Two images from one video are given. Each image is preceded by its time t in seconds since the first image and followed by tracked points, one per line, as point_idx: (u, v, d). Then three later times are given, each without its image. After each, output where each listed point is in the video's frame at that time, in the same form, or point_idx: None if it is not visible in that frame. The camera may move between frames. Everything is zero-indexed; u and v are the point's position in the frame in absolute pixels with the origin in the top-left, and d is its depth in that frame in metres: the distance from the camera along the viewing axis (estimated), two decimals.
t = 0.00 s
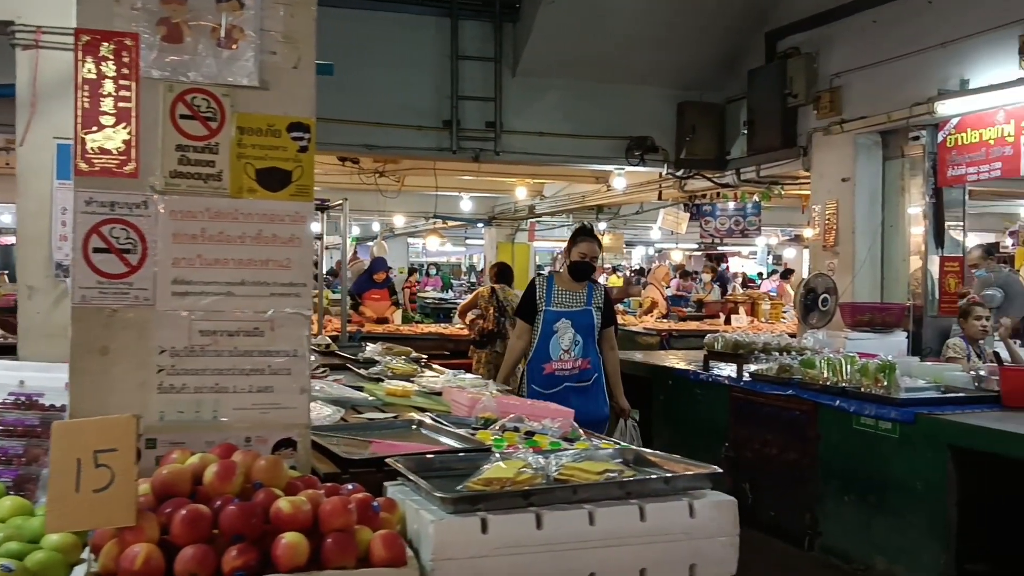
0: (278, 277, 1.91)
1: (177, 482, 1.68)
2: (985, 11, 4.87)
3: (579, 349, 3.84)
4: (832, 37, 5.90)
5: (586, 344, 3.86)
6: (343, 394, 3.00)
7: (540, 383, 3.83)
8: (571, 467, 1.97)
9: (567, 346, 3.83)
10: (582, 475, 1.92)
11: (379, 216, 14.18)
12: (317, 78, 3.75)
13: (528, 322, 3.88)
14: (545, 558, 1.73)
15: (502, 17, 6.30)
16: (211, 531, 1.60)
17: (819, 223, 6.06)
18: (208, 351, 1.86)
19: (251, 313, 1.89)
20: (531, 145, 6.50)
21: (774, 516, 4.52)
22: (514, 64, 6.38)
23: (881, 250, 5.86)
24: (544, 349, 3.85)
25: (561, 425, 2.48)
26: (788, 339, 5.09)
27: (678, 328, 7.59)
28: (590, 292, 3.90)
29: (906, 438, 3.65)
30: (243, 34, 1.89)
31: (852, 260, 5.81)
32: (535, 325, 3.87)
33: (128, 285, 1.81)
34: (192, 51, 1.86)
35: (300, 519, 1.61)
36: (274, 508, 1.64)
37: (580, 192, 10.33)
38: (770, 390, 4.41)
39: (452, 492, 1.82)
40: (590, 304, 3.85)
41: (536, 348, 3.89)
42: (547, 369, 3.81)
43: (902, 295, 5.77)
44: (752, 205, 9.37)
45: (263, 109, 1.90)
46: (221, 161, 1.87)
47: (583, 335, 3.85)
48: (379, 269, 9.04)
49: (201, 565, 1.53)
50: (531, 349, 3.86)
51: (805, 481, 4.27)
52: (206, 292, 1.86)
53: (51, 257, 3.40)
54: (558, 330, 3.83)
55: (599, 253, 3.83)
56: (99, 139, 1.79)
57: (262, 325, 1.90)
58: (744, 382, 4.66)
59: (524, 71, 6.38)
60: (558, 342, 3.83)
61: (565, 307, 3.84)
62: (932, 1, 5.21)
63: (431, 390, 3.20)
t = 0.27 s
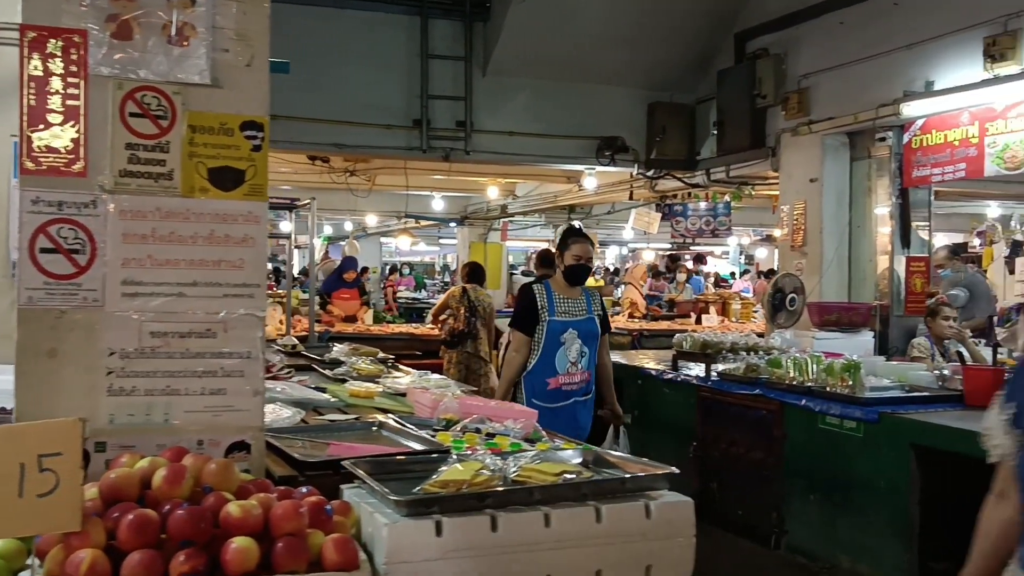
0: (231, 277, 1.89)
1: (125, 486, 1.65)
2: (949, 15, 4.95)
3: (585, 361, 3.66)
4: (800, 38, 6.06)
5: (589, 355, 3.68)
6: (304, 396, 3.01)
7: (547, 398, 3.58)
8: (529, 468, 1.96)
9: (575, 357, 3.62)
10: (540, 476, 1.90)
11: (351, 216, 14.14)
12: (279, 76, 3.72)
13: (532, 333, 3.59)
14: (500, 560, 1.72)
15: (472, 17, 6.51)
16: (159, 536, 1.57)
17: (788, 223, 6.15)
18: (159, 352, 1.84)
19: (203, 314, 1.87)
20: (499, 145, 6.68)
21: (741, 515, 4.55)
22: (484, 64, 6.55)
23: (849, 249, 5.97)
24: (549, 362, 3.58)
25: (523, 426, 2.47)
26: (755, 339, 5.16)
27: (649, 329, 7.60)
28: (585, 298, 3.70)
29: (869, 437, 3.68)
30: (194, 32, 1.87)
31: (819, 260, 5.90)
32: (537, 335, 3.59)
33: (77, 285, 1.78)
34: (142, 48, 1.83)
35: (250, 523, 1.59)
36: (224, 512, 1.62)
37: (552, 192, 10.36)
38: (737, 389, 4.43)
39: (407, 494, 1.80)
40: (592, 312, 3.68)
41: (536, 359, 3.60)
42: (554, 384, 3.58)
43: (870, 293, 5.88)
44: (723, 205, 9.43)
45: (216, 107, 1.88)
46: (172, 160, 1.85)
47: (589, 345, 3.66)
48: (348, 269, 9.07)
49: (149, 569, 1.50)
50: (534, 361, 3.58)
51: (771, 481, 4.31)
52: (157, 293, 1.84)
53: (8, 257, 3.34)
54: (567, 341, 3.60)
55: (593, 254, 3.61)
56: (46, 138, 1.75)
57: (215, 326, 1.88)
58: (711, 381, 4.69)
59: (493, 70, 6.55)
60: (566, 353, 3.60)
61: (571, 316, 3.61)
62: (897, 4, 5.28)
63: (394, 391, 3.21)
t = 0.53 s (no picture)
0: (190, 277, 1.88)
1: (81, 487, 1.64)
2: (910, 18, 5.04)
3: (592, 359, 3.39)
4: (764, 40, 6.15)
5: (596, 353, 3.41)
6: (268, 395, 3.00)
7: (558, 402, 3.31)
8: (491, 466, 1.96)
9: (583, 358, 3.34)
10: (503, 474, 1.91)
11: (320, 215, 14.08)
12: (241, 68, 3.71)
13: (536, 335, 3.29)
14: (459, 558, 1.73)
15: (442, 16, 6.61)
16: (115, 536, 1.56)
17: (755, 223, 6.24)
18: (117, 353, 1.83)
19: (161, 313, 1.86)
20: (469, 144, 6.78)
21: (708, 512, 4.60)
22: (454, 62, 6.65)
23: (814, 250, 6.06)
24: (557, 362, 3.30)
25: (487, 425, 2.48)
26: (722, 338, 5.25)
27: (620, 326, 7.75)
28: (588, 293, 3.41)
29: (831, 434, 3.74)
30: (153, 29, 1.86)
31: (785, 259, 5.98)
32: (543, 336, 3.29)
33: (32, 285, 1.77)
34: (99, 46, 1.82)
35: (208, 523, 1.58)
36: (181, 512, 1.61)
37: (521, 191, 10.41)
38: (704, 388, 4.49)
39: (368, 493, 1.80)
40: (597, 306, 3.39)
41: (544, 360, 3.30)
42: (564, 386, 3.32)
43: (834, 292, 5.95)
44: (691, 205, 9.52)
45: (174, 105, 1.88)
46: (130, 158, 1.84)
47: (597, 342, 3.38)
48: (318, 267, 9.03)
49: (104, 570, 1.49)
50: (539, 365, 3.30)
51: (736, 478, 4.36)
52: (114, 292, 1.82)
53: None
54: (574, 340, 3.31)
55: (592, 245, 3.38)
56: None
57: (173, 326, 1.87)
58: (678, 380, 4.74)
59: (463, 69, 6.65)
60: (574, 354, 3.31)
61: (578, 312, 3.31)
62: (861, 7, 5.36)
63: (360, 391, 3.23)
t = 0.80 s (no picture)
0: (151, 275, 1.92)
1: (39, 489, 1.61)
2: (871, 21, 5.13)
3: (612, 372, 3.29)
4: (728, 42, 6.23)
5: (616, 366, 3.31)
6: (232, 395, 2.98)
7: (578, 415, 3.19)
8: (457, 466, 1.96)
9: (602, 370, 3.25)
10: (469, 474, 1.91)
11: (287, 213, 13.98)
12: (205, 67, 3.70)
13: (553, 346, 3.22)
14: (424, 558, 1.73)
15: (410, 15, 6.62)
16: (73, 539, 1.53)
17: (721, 223, 6.33)
18: (76, 353, 1.87)
19: (121, 312, 1.90)
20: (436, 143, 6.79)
21: (674, 510, 4.64)
22: (421, 61, 6.65)
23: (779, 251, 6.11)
24: (576, 373, 3.20)
25: (454, 425, 2.47)
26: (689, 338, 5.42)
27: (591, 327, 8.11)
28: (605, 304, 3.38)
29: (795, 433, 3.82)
30: (113, 26, 1.89)
31: (751, 259, 6.07)
32: (558, 347, 3.22)
33: None
34: (57, 42, 1.84)
35: (170, 525, 1.56)
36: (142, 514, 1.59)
37: (490, 191, 10.44)
38: (671, 387, 4.55)
39: (332, 494, 1.79)
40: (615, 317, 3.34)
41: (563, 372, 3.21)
42: (584, 398, 3.20)
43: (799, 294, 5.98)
44: (659, 205, 9.60)
45: (134, 103, 1.91)
46: (90, 156, 1.87)
47: (615, 354, 3.30)
48: (286, 267, 9.07)
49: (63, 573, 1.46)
50: (557, 378, 3.21)
51: (701, 476, 4.41)
52: (72, 292, 1.86)
53: None
54: (592, 351, 3.23)
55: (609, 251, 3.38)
56: None
57: (134, 325, 1.92)
58: (645, 380, 4.89)
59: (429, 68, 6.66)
60: (592, 365, 3.23)
61: (596, 321, 3.24)
62: (825, 9, 5.43)
63: (325, 391, 3.21)
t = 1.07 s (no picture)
0: (114, 272, 1.97)
1: None
2: (834, 22, 5.23)
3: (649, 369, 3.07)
4: (696, 43, 6.31)
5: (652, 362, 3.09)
6: (198, 394, 2.96)
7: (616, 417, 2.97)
8: (427, 464, 1.95)
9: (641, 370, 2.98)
10: (438, 473, 1.90)
11: (254, 213, 13.86)
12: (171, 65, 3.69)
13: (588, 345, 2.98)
14: (392, 557, 1.73)
15: (376, 12, 6.59)
16: (34, 540, 1.51)
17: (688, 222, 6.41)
18: (38, 351, 1.92)
19: (84, 310, 1.95)
20: (403, 142, 6.75)
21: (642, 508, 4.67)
22: (388, 60, 6.64)
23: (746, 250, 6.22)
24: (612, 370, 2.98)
25: (423, 424, 2.47)
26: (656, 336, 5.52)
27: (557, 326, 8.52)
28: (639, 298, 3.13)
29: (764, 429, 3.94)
30: (74, 19, 1.94)
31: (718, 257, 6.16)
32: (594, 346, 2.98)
33: None
34: (17, 35, 1.91)
35: (133, 526, 1.54)
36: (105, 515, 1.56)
37: (459, 190, 10.44)
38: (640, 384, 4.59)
39: (300, 493, 1.77)
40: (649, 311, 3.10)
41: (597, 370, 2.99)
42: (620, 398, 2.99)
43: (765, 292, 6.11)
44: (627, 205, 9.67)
45: (96, 98, 1.96)
46: (51, 151, 1.93)
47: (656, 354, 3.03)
48: (252, 266, 9.05)
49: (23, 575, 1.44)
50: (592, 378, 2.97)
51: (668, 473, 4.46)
52: (33, 289, 1.91)
53: None
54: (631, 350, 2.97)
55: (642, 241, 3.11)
56: None
57: (96, 323, 1.96)
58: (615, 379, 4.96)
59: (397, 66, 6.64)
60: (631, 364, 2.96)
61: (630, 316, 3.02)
62: (791, 10, 5.52)
63: (293, 390, 3.20)
